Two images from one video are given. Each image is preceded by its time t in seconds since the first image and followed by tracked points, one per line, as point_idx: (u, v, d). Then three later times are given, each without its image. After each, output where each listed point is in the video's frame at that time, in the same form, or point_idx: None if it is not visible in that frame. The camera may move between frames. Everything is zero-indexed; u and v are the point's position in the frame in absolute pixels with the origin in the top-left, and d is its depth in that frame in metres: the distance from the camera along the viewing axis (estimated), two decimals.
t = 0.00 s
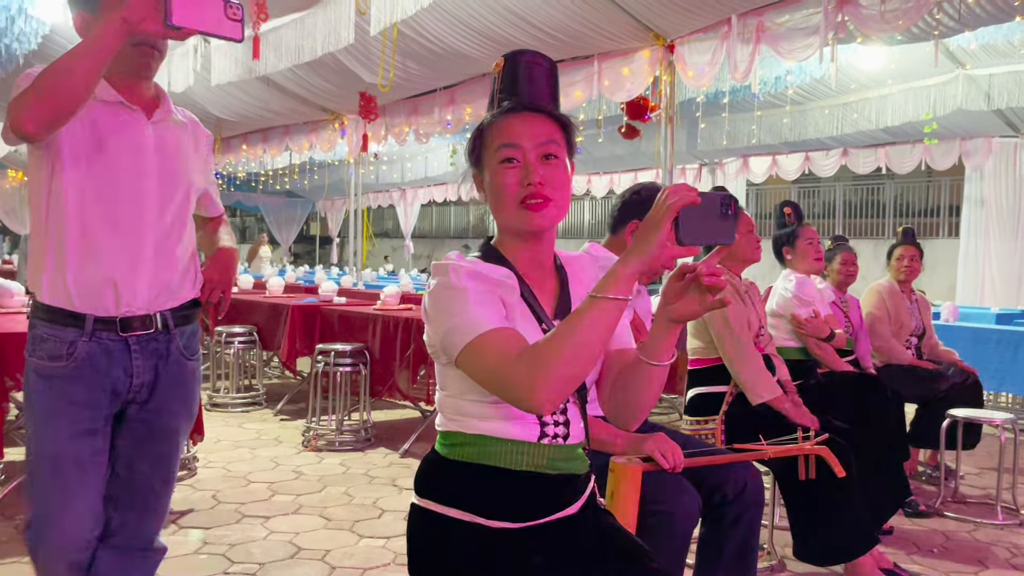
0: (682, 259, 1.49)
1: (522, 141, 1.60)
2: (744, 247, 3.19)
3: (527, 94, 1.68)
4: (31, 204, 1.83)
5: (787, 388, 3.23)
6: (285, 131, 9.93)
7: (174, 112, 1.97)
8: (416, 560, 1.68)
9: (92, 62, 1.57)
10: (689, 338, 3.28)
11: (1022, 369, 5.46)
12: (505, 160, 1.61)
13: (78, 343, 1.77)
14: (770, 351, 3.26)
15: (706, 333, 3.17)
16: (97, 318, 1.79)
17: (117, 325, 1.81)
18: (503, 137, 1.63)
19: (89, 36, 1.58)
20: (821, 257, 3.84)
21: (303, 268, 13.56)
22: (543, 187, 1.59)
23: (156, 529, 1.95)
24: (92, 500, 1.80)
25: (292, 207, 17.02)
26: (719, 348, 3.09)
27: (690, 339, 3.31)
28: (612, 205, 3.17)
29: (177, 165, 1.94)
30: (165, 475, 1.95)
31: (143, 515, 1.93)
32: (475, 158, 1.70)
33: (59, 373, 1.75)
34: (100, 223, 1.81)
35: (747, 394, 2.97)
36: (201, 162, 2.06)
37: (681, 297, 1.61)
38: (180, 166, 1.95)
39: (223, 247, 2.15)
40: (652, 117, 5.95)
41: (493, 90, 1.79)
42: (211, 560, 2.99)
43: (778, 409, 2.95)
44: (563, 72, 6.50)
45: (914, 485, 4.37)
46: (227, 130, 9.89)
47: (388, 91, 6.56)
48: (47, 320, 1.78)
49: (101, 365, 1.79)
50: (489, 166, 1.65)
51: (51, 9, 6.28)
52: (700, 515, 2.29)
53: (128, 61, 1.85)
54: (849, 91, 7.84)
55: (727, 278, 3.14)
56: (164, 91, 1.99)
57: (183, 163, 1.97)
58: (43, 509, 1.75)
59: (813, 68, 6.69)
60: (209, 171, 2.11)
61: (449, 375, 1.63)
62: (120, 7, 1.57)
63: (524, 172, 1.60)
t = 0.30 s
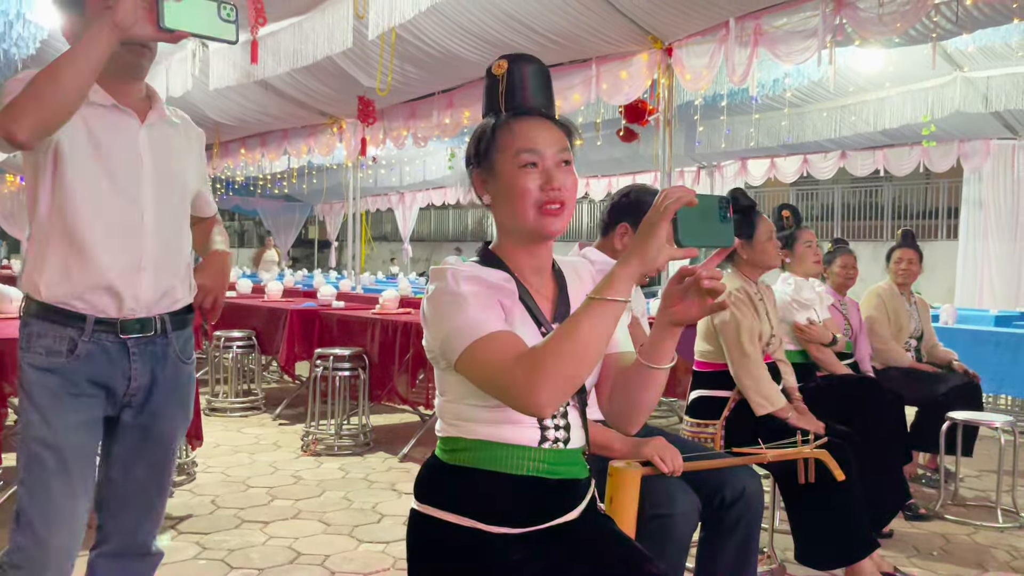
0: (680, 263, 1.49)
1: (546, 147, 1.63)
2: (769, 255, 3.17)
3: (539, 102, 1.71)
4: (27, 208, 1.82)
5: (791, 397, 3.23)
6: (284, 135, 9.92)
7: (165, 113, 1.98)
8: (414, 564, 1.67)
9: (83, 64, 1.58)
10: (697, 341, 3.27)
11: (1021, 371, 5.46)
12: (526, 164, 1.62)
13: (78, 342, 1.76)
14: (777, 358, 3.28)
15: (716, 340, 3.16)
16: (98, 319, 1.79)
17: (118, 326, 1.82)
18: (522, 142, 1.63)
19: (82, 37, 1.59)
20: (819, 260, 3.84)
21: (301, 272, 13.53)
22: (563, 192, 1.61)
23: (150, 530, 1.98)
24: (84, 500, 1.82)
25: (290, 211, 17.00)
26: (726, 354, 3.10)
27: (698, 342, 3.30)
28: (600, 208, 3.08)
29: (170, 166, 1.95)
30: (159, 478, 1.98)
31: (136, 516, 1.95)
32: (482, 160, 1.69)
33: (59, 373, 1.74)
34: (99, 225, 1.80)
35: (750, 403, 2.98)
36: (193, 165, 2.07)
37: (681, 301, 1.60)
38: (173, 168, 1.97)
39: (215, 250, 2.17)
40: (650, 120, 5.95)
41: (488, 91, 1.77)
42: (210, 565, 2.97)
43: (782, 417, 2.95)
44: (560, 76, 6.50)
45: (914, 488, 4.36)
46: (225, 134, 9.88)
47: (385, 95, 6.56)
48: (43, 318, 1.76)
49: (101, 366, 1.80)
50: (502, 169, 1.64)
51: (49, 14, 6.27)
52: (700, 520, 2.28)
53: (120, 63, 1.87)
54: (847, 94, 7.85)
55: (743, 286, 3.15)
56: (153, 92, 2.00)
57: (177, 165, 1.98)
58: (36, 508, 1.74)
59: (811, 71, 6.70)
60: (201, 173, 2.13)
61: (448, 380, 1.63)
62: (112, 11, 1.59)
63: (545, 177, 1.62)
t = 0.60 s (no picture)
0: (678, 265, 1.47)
1: (552, 153, 1.64)
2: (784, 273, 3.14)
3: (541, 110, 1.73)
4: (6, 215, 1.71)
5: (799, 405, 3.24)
6: (282, 140, 9.93)
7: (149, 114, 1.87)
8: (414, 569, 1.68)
9: (67, 63, 1.48)
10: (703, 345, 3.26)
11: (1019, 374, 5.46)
12: (533, 171, 1.63)
13: (60, 349, 1.65)
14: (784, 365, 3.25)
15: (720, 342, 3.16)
16: (82, 326, 1.68)
17: (104, 332, 1.71)
18: (526, 148, 1.64)
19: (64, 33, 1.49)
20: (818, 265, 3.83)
21: (300, 276, 13.54)
22: (569, 198, 1.63)
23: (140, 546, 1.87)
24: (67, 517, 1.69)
25: (289, 215, 17.01)
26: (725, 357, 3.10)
27: (705, 346, 3.29)
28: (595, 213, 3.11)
29: (157, 168, 1.84)
30: (148, 491, 1.87)
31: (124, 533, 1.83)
32: (485, 164, 1.69)
33: (38, 383, 1.62)
34: (84, 232, 1.70)
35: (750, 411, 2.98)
36: (179, 168, 1.97)
37: (680, 305, 1.59)
38: (160, 171, 1.86)
39: (201, 256, 2.03)
40: (649, 124, 5.95)
41: (486, 94, 1.77)
42: (210, 572, 2.97)
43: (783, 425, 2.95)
44: (557, 81, 6.50)
45: (914, 491, 4.36)
46: (224, 139, 9.89)
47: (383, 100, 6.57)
48: (21, 329, 1.64)
49: (86, 374, 1.68)
50: (507, 174, 1.65)
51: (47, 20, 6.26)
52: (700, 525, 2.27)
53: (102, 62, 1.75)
54: (844, 97, 7.87)
55: (750, 300, 3.08)
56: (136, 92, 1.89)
57: (164, 168, 1.87)
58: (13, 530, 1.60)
59: (809, 75, 6.72)
60: (187, 176, 2.02)
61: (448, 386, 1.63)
62: (95, 10, 1.49)
63: (551, 182, 1.64)
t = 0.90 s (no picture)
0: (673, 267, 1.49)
1: (547, 160, 1.65)
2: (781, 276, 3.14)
3: (534, 117, 1.74)
4: None
5: (798, 408, 3.24)
6: (275, 143, 9.92)
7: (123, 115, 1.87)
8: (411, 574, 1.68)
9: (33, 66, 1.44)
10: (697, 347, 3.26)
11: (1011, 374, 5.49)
12: (528, 177, 1.64)
13: (32, 356, 1.64)
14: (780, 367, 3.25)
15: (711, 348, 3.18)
16: (55, 330, 1.68)
17: (77, 337, 1.72)
18: (522, 154, 1.65)
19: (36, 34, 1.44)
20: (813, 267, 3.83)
21: (293, 280, 13.50)
22: (564, 204, 1.64)
23: (125, 558, 1.85)
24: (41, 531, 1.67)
25: (282, 219, 16.97)
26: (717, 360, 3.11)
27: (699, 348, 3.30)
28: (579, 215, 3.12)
29: (132, 171, 1.85)
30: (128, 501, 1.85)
31: (106, 544, 1.82)
32: (480, 170, 1.69)
33: (8, 391, 1.60)
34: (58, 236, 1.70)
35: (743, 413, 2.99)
36: (153, 170, 1.97)
37: (672, 308, 1.60)
38: (135, 173, 1.86)
39: (178, 262, 2.02)
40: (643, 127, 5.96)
41: (479, 98, 1.76)
42: None
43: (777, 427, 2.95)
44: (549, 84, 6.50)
45: (907, 492, 4.38)
46: (216, 142, 9.86)
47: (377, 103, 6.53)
48: None
49: (59, 380, 1.68)
50: (504, 181, 1.65)
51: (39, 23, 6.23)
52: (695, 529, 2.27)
53: (75, 64, 1.75)
54: (837, 99, 7.90)
55: (739, 301, 3.08)
56: (109, 92, 1.88)
57: (137, 171, 1.87)
58: None
59: (801, 78, 6.75)
60: (162, 177, 2.03)
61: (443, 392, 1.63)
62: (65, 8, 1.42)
63: (547, 188, 1.65)
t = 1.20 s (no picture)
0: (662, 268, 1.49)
1: (537, 161, 1.66)
2: (748, 272, 3.13)
3: (524, 119, 1.75)
4: None
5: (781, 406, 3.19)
6: (264, 145, 9.89)
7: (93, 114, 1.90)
8: None
9: None
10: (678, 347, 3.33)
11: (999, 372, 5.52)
12: (518, 178, 1.65)
13: None
14: (763, 364, 3.23)
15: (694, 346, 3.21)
16: (22, 333, 1.72)
17: (44, 341, 1.75)
18: (511, 154, 1.66)
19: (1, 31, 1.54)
20: (802, 267, 3.85)
21: (282, 282, 13.44)
22: (553, 206, 1.66)
23: (102, 559, 1.89)
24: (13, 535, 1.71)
25: (271, 220, 16.91)
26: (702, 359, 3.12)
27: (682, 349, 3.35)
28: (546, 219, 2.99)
29: (100, 171, 1.89)
30: (102, 505, 1.89)
31: (81, 545, 1.86)
32: (470, 172, 1.69)
33: None
34: (26, 238, 1.74)
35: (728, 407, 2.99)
36: (126, 170, 2.00)
37: (660, 308, 1.61)
38: (103, 173, 1.90)
39: (151, 264, 2.06)
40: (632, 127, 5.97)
41: (466, 101, 1.76)
42: None
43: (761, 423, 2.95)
44: (538, 85, 6.50)
45: (896, 490, 4.41)
46: (204, 144, 9.81)
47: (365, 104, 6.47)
48: None
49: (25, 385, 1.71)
50: (494, 182, 1.66)
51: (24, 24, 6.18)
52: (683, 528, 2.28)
53: (41, 63, 1.82)
54: (824, 99, 7.93)
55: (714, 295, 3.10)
56: (78, 90, 1.92)
57: (106, 171, 1.91)
58: None
59: (789, 78, 6.78)
60: (135, 177, 2.06)
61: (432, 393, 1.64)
62: (30, 6, 1.53)
63: (536, 191, 1.66)
